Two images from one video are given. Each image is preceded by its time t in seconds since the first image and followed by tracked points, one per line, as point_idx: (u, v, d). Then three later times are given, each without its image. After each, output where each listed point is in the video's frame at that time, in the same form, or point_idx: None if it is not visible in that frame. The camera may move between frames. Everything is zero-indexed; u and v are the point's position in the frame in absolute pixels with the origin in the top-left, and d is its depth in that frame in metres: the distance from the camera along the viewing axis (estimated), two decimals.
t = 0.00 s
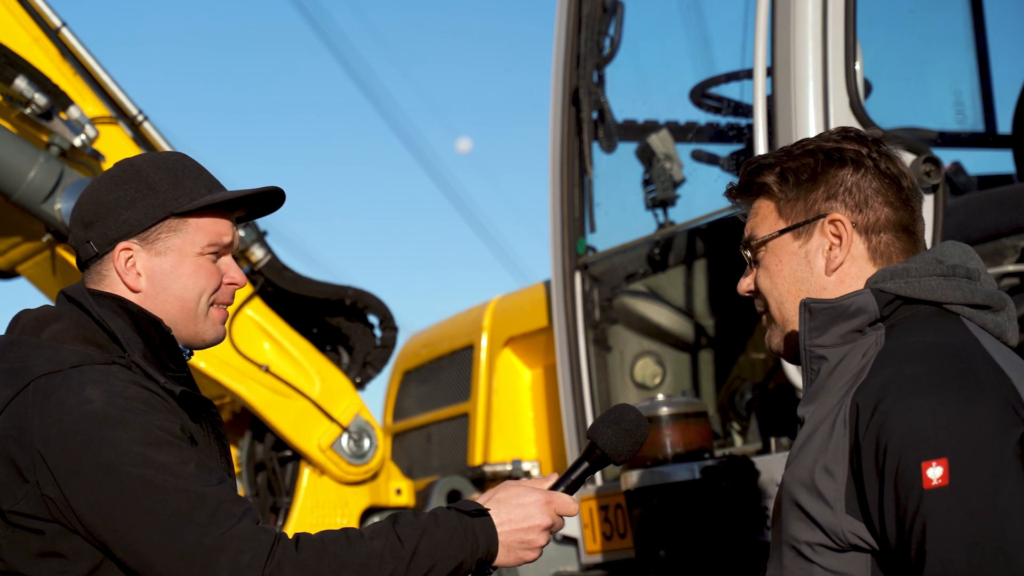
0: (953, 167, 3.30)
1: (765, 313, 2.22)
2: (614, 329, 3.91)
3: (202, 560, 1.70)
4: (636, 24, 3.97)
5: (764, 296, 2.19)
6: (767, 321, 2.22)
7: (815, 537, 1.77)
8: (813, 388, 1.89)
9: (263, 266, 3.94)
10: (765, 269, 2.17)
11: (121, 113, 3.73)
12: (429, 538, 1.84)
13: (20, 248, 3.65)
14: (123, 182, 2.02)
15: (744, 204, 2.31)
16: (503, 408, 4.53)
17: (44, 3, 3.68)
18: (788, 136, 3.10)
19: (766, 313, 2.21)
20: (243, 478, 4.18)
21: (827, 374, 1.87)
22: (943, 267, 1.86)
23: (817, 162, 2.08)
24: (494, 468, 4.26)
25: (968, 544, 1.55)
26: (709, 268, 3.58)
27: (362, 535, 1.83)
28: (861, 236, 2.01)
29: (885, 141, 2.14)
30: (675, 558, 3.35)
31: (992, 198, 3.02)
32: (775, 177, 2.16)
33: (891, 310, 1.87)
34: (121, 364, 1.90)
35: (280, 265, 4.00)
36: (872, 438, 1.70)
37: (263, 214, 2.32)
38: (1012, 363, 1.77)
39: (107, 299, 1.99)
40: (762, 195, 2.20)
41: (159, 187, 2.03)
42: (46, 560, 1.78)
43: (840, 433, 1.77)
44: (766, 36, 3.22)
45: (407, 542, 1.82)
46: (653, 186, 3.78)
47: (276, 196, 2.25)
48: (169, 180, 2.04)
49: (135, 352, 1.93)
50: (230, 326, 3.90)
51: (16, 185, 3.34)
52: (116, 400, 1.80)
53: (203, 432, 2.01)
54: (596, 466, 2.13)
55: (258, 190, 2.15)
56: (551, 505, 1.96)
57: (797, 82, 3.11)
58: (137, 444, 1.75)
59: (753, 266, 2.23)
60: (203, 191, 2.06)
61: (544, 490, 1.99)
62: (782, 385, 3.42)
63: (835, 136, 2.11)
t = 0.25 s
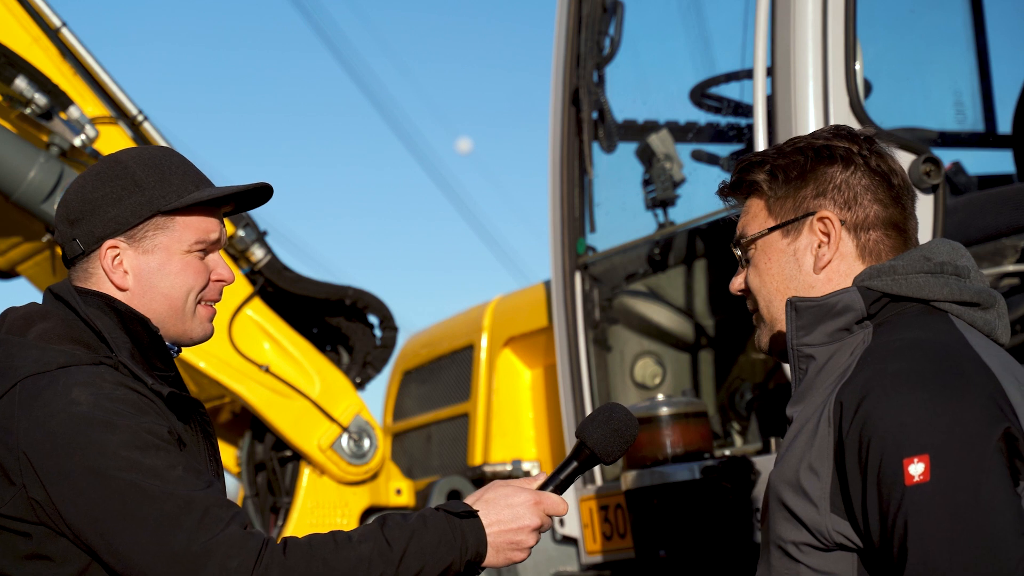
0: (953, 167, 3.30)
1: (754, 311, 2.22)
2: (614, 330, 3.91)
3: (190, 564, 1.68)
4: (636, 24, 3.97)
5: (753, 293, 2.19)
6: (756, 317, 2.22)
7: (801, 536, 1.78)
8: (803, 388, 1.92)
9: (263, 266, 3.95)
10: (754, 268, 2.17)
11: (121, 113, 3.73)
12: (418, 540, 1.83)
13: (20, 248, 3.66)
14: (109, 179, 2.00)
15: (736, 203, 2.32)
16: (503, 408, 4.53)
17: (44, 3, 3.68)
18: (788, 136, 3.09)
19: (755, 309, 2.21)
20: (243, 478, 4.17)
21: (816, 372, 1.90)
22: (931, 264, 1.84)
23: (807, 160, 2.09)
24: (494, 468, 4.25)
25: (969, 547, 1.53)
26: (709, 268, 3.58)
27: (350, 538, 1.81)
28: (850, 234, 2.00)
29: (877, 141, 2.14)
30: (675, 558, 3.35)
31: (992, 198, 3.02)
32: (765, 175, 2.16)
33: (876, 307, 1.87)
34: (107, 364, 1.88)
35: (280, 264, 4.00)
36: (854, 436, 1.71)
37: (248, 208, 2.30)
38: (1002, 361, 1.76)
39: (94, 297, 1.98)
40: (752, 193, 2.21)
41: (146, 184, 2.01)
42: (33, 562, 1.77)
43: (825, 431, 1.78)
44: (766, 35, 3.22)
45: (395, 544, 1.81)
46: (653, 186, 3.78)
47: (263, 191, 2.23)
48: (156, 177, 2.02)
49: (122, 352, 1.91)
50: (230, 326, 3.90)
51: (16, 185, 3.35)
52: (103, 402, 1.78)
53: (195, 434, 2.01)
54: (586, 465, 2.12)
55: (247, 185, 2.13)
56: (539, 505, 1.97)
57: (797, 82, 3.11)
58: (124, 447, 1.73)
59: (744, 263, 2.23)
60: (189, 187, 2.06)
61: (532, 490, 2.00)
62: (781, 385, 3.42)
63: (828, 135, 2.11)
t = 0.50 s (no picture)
0: (953, 167, 3.30)
1: (750, 308, 2.20)
2: (614, 329, 3.91)
3: (181, 565, 1.68)
4: (636, 24, 3.97)
5: (752, 288, 2.17)
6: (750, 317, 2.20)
7: (793, 535, 1.79)
8: (798, 387, 1.90)
9: (263, 266, 3.95)
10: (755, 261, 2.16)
11: (121, 113, 3.73)
12: (411, 543, 1.83)
13: (20, 248, 3.66)
14: (101, 178, 1.99)
15: (731, 203, 2.32)
16: (503, 408, 4.53)
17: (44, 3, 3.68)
18: (788, 136, 3.10)
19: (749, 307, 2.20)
20: (243, 478, 4.17)
21: (810, 372, 1.88)
22: (927, 262, 1.85)
23: (812, 157, 2.10)
24: (494, 468, 4.25)
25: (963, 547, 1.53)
26: (709, 268, 3.58)
27: (342, 541, 1.81)
28: (856, 229, 2.01)
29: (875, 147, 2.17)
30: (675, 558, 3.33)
31: (992, 198, 3.02)
32: (767, 172, 2.17)
33: (870, 306, 1.87)
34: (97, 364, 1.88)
35: (280, 264, 4.01)
36: (846, 432, 1.70)
37: (239, 206, 2.29)
38: (996, 361, 1.76)
39: (84, 297, 1.97)
40: (753, 189, 2.21)
41: (138, 183, 2.01)
42: (24, 564, 1.76)
43: (817, 429, 1.78)
44: (766, 36, 3.22)
45: (388, 547, 1.81)
46: (653, 186, 3.78)
47: (256, 190, 2.23)
48: (148, 176, 2.02)
49: (111, 352, 1.91)
50: (230, 327, 3.90)
51: (16, 185, 3.35)
52: (92, 404, 1.77)
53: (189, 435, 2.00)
54: (580, 467, 2.12)
55: (241, 185, 2.14)
56: (534, 507, 1.97)
57: (797, 82, 3.11)
58: (114, 449, 1.73)
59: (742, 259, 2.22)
60: (182, 187, 2.05)
61: (526, 492, 2.00)
62: (781, 386, 3.42)
63: (829, 135, 2.13)
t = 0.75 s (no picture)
0: (953, 167, 3.30)
1: (754, 308, 2.20)
2: (614, 329, 3.91)
3: (176, 566, 1.68)
4: (636, 24, 3.97)
5: (754, 289, 2.17)
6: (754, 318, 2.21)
7: (790, 535, 1.79)
8: (796, 387, 1.92)
9: (263, 266, 3.95)
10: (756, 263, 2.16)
11: (121, 113, 3.73)
12: (406, 544, 1.82)
13: (20, 248, 3.66)
14: (94, 177, 1.99)
15: (733, 204, 2.32)
16: (503, 408, 4.53)
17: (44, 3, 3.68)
18: (788, 136, 3.09)
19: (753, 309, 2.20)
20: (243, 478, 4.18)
21: (808, 372, 1.90)
22: (926, 263, 1.84)
23: (815, 158, 2.09)
24: (494, 468, 4.25)
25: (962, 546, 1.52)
26: (709, 268, 3.58)
27: (337, 543, 1.81)
28: (858, 232, 2.00)
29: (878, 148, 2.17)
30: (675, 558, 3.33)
31: (992, 198, 3.02)
32: (769, 173, 2.16)
33: (870, 307, 1.88)
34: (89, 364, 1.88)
35: (280, 264, 4.01)
36: (842, 431, 1.71)
37: (235, 204, 2.29)
38: (996, 362, 1.76)
39: (77, 297, 1.97)
40: (756, 190, 2.21)
41: (131, 182, 2.01)
42: (18, 565, 1.76)
43: (813, 428, 1.79)
44: (766, 35, 3.22)
45: (383, 548, 1.81)
46: (653, 186, 3.78)
47: (251, 189, 2.23)
48: (142, 175, 2.02)
49: (104, 352, 1.91)
50: (230, 326, 3.90)
51: (16, 185, 3.35)
52: (84, 405, 1.77)
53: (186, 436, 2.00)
54: (575, 467, 2.14)
55: (236, 184, 2.13)
56: (529, 508, 1.97)
57: (797, 82, 3.11)
58: (108, 451, 1.73)
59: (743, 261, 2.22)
60: (175, 186, 2.05)
61: (521, 493, 2.00)
62: (781, 386, 3.42)
63: (832, 137, 2.13)
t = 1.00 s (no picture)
0: (953, 167, 3.30)
1: (759, 312, 2.20)
2: (613, 330, 3.91)
3: (177, 567, 1.68)
4: (636, 24, 3.97)
5: (758, 294, 2.17)
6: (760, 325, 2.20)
7: (792, 535, 1.79)
8: (800, 387, 1.92)
9: (263, 266, 3.95)
10: (760, 268, 2.16)
11: (121, 113, 3.73)
12: (407, 544, 1.83)
13: (20, 248, 3.66)
14: (98, 177, 1.99)
15: (733, 203, 2.31)
16: (503, 409, 4.53)
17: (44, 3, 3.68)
18: (788, 137, 3.09)
19: (759, 316, 2.20)
20: (243, 478, 4.18)
21: (811, 372, 1.90)
22: (929, 264, 1.85)
23: (816, 160, 2.09)
24: (494, 468, 4.25)
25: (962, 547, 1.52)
26: (709, 268, 3.58)
27: (338, 543, 1.81)
28: (861, 236, 2.01)
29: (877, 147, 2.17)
30: (675, 558, 3.34)
31: (993, 198, 3.02)
32: (770, 175, 2.16)
33: (873, 307, 1.87)
34: (91, 365, 1.87)
35: (280, 264, 4.01)
36: (842, 430, 1.71)
37: (239, 206, 2.28)
38: (999, 361, 1.77)
39: (80, 297, 1.97)
40: (757, 192, 2.20)
41: (135, 182, 2.01)
42: (21, 566, 1.76)
43: (814, 427, 1.78)
44: (766, 35, 3.22)
45: (384, 549, 1.81)
46: (653, 186, 3.78)
47: (254, 190, 2.22)
48: (145, 175, 2.02)
49: (106, 352, 1.91)
50: (230, 326, 3.90)
51: (16, 185, 3.35)
52: (86, 406, 1.77)
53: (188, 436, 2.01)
54: (575, 467, 2.14)
55: (239, 185, 2.13)
56: (529, 508, 1.97)
57: (797, 82, 3.11)
58: (109, 452, 1.72)
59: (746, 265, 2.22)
60: (178, 187, 2.05)
61: (521, 493, 2.00)
62: (781, 386, 3.42)
63: (832, 138, 2.12)
